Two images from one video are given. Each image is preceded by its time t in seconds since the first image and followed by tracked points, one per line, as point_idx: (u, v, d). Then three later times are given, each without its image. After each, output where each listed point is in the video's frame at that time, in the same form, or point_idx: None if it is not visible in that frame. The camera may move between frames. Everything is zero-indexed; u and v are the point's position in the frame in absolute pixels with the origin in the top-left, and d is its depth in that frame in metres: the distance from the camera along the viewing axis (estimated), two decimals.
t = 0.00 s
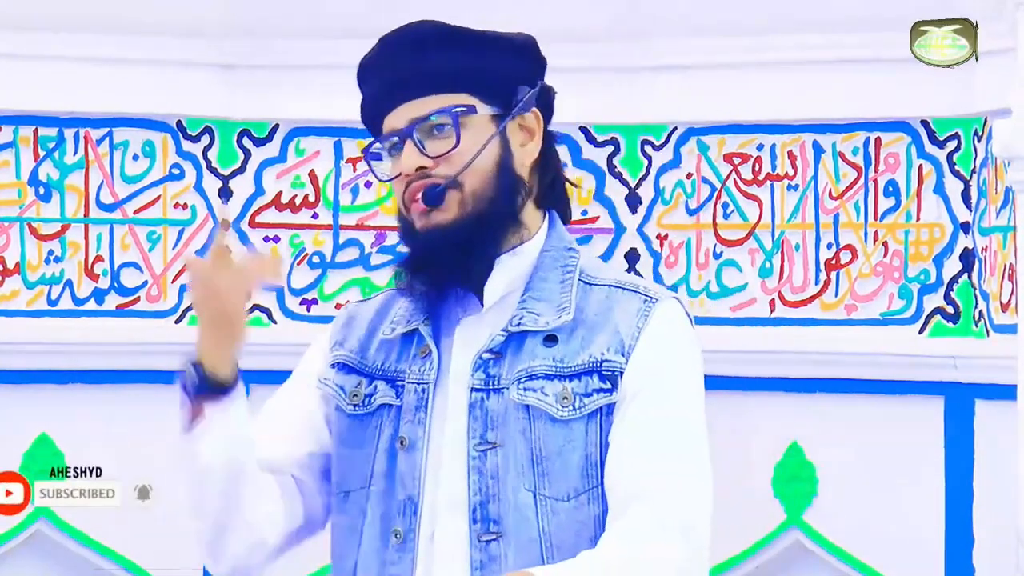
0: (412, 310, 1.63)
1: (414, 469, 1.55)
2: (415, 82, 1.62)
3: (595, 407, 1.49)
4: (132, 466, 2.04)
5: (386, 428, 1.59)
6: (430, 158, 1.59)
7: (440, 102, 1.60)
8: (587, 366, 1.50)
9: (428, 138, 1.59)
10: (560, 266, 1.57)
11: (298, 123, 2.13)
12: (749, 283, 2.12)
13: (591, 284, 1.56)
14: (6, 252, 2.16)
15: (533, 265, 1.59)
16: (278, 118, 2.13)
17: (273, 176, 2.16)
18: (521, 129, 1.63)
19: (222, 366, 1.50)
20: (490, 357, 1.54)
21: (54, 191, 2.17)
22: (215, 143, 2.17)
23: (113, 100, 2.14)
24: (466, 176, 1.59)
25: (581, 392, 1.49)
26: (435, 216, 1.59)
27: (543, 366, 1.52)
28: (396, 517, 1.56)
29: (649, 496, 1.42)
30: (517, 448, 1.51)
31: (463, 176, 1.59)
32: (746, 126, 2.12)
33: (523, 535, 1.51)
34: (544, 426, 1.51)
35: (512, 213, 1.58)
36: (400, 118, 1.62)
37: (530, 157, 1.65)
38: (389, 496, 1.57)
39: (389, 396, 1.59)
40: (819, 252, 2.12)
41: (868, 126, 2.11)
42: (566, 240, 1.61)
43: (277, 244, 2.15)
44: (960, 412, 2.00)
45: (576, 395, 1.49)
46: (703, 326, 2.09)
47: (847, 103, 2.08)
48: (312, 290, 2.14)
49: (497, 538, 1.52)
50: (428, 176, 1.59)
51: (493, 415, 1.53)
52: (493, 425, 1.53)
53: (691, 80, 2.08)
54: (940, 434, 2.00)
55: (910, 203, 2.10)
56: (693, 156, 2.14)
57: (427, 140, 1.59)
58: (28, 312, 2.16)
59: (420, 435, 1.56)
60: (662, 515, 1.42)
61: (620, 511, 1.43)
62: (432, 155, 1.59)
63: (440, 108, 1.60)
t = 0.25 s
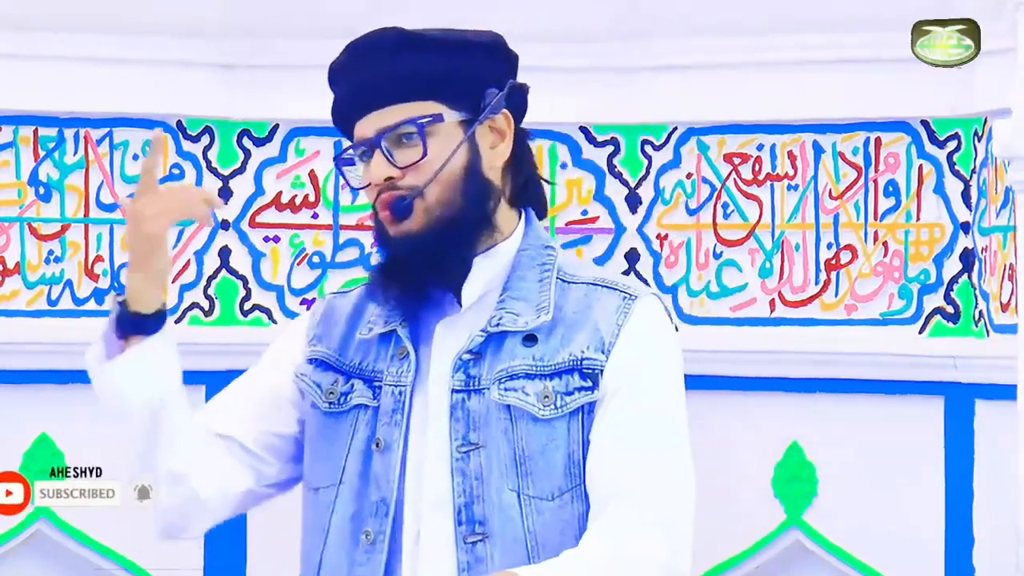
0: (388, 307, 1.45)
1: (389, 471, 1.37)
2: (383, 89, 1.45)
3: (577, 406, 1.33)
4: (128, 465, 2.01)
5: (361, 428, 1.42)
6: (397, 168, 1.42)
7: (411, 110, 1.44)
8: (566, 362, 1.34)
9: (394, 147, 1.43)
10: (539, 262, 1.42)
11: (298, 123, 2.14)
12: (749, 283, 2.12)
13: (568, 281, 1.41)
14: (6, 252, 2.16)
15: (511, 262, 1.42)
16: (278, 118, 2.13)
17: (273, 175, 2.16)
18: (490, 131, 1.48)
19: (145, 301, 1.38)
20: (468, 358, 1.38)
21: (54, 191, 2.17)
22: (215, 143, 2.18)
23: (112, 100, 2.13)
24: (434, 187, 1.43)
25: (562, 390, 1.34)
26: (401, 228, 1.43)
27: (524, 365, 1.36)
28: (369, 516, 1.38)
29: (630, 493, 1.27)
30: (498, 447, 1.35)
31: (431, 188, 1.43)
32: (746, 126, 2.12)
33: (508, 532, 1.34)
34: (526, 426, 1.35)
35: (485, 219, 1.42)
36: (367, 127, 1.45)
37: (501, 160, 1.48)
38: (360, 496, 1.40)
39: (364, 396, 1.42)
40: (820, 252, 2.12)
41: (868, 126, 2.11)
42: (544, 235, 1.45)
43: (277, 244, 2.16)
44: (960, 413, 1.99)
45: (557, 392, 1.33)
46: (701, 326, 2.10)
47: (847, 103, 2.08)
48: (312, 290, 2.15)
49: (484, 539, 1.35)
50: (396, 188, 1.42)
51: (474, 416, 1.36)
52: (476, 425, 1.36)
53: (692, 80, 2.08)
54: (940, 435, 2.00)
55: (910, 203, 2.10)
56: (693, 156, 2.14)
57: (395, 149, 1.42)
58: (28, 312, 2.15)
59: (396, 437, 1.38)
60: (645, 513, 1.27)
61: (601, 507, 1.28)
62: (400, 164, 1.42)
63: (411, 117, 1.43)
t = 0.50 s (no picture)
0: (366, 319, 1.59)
1: (374, 481, 1.52)
2: (359, 96, 1.57)
3: (561, 407, 1.47)
4: (130, 466, 2.02)
5: (349, 439, 1.55)
6: (367, 180, 1.54)
7: (384, 119, 1.56)
8: (549, 365, 1.48)
9: (365, 158, 1.55)
10: (517, 264, 1.55)
11: (298, 123, 2.13)
12: (750, 283, 2.12)
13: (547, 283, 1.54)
14: (6, 252, 2.16)
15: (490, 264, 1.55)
16: (278, 118, 2.12)
17: (273, 175, 2.16)
18: (463, 137, 1.59)
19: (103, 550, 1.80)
20: (451, 362, 1.52)
21: (54, 191, 2.17)
22: (215, 143, 2.18)
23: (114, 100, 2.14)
24: (402, 198, 1.55)
25: (546, 392, 1.47)
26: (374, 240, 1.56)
27: (507, 369, 1.50)
28: (357, 529, 1.53)
29: (623, 494, 1.41)
30: (484, 452, 1.50)
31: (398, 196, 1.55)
32: (746, 126, 2.12)
33: (498, 536, 1.50)
34: (511, 429, 1.49)
35: (457, 228, 1.54)
36: (344, 134, 1.57)
37: (474, 165, 1.59)
38: (349, 508, 1.53)
39: (349, 408, 1.55)
40: (819, 252, 2.12)
41: (868, 126, 2.11)
42: (523, 238, 1.58)
43: (277, 244, 2.16)
44: (960, 412, 1.99)
45: (542, 395, 1.47)
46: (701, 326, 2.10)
47: (846, 103, 2.09)
48: (312, 290, 2.13)
49: (472, 544, 1.51)
50: (365, 199, 1.55)
51: (459, 420, 1.51)
52: (461, 431, 1.51)
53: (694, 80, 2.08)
54: (940, 435, 2.01)
55: (910, 203, 2.10)
56: (693, 156, 2.14)
57: (367, 159, 1.55)
58: (27, 312, 2.16)
59: (381, 447, 1.52)
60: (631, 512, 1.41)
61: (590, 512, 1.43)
62: (370, 176, 1.54)
63: (379, 128, 1.56)
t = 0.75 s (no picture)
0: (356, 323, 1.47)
1: (369, 486, 1.41)
2: (338, 107, 1.46)
3: (552, 409, 1.38)
4: (130, 466, 2.08)
5: (342, 447, 1.45)
6: (352, 186, 1.44)
7: (372, 126, 1.46)
8: (540, 366, 1.39)
9: (349, 165, 1.45)
10: (503, 262, 1.44)
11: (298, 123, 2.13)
12: (749, 283, 2.12)
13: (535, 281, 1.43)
14: (6, 252, 2.16)
15: (477, 265, 1.45)
16: (278, 118, 2.12)
17: (273, 175, 2.16)
18: (445, 140, 1.49)
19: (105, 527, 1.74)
20: (441, 364, 1.42)
21: (54, 191, 2.17)
22: (215, 143, 2.17)
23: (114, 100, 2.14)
24: (390, 204, 1.44)
25: (536, 394, 1.38)
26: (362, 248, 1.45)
27: (497, 370, 1.40)
28: (353, 534, 1.43)
29: (617, 492, 1.33)
30: (475, 455, 1.40)
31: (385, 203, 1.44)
32: (747, 126, 2.12)
33: (490, 536, 1.40)
34: (503, 431, 1.39)
35: (446, 232, 1.44)
36: (326, 143, 1.47)
37: (459, 168, 1.49)
38: (345, 515, 1.44)
39: (341, 415, 1.45)
40: (820, 252, 2.12)
41: (868, 126, 2.11)
42: (507, 237, 1.47)
43: (277, 244, 2.16)
44: (960, 413, 1.99)
45: (532, 397, 1.38)
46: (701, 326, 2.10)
47: (847, 103, 2.08)
48: (312, 290, 2.15)
49: (467, 548, 1.40)
50: (351, 206, 1.44)
51: (450, 423, 1.41)
52: (452, 433, 1.41)
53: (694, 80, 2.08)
54: (940, 435, 2.00)
55: (910, 203, 2.10)
56: (693, 156, 2.14)
57: (351, 165, 1.44)
58: (27, 312, 2.15)
59: (375, 452, 1.42)
60: (625, 512, 1.34)
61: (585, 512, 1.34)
62: (356, 182, 1.44)
63: (365, 134, 1.46)
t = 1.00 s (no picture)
0: (343, 323, 1.63)
1: (362, 485, 1.56)
2: (329, 101, 1.59)
3: (548, 404, 1.52)
4: (130, 466, 2.07)
5: (333, 445, 1.58)
6: (343, 181, 1.57)
7: (366, 120, 1.59)
8: (534, 362, 1.53)
9: (341, 159, 1.58)
10: (492, 259, 1.59)
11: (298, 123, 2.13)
12: (749, 283, 2.12)
13: (525, 277, 1.58)
14: (6, 252, 2.16)
15: (466, 260, 1.59)
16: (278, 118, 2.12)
17: (273, 176, 2.16)
18: (435, 136, 1.61)
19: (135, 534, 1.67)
20: (434, 361, 1.56)
21: (54, 191, 2.16)
22: (215, 143, 2.17)
23: (114, 100, 2.14)
24: (382, 199, 1.56)
25: (532, 389, 1.53)
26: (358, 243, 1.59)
27: (491, 366, 1.55)
28: (349, 534, 1.56)
29: (617, 488, 1.47)
30: (473, 451, 1.55)
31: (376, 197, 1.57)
32: (747, 126, 2.12)
33: (490, 534, 1.54)
34: (500, 427, 1.55)
35: (435, 229, 1.57)
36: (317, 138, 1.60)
37: (448, 164, 1.62)
38: (339, 514, 1.57)
39: (330, 413, 1.59)
40: (819, 252, 2.12)
41: (868, 126, 2.11)
42: (496, 230, 1.62)
43: (277, 244, 2.16)
44: (961, 412, 2.00)
45: (527, 392, 1.53)
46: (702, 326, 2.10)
47: (847, 103, 2.08)
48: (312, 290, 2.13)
49: (464, 544, 1.55)
50: (344, 201, 1.57)
51: (445, 419, 1.56)
52: (448, 430, 1.56)
53: (694, 80, 2.08)
54: (940, 435, 2.01)
55: (910, 203, 2.10)
56: (693, 156, 2.14)
57: (343, 160, 1.58)
58: (27, 312, 2.15)
59: (365, 451, 1.56)
60: (628, 510, 1.48)
61: (587, 505, 1.47)
62: (347, 177, 1.57)
63: (356, 128, 1.59)
